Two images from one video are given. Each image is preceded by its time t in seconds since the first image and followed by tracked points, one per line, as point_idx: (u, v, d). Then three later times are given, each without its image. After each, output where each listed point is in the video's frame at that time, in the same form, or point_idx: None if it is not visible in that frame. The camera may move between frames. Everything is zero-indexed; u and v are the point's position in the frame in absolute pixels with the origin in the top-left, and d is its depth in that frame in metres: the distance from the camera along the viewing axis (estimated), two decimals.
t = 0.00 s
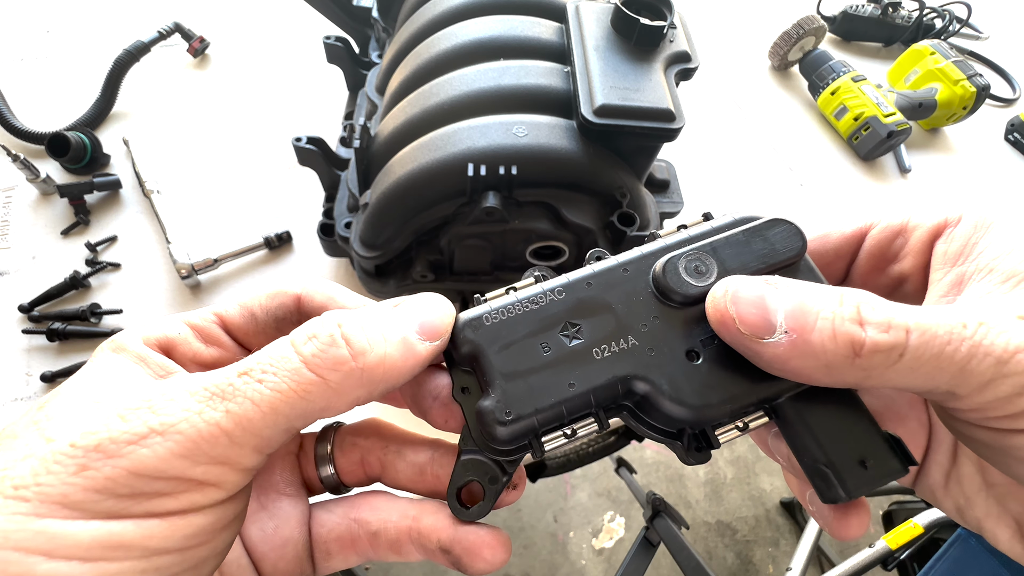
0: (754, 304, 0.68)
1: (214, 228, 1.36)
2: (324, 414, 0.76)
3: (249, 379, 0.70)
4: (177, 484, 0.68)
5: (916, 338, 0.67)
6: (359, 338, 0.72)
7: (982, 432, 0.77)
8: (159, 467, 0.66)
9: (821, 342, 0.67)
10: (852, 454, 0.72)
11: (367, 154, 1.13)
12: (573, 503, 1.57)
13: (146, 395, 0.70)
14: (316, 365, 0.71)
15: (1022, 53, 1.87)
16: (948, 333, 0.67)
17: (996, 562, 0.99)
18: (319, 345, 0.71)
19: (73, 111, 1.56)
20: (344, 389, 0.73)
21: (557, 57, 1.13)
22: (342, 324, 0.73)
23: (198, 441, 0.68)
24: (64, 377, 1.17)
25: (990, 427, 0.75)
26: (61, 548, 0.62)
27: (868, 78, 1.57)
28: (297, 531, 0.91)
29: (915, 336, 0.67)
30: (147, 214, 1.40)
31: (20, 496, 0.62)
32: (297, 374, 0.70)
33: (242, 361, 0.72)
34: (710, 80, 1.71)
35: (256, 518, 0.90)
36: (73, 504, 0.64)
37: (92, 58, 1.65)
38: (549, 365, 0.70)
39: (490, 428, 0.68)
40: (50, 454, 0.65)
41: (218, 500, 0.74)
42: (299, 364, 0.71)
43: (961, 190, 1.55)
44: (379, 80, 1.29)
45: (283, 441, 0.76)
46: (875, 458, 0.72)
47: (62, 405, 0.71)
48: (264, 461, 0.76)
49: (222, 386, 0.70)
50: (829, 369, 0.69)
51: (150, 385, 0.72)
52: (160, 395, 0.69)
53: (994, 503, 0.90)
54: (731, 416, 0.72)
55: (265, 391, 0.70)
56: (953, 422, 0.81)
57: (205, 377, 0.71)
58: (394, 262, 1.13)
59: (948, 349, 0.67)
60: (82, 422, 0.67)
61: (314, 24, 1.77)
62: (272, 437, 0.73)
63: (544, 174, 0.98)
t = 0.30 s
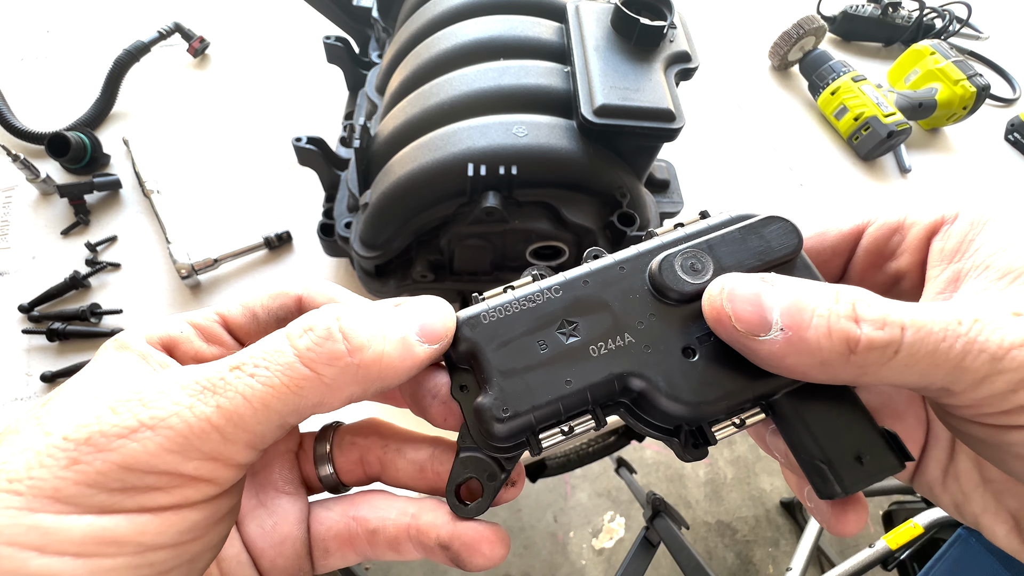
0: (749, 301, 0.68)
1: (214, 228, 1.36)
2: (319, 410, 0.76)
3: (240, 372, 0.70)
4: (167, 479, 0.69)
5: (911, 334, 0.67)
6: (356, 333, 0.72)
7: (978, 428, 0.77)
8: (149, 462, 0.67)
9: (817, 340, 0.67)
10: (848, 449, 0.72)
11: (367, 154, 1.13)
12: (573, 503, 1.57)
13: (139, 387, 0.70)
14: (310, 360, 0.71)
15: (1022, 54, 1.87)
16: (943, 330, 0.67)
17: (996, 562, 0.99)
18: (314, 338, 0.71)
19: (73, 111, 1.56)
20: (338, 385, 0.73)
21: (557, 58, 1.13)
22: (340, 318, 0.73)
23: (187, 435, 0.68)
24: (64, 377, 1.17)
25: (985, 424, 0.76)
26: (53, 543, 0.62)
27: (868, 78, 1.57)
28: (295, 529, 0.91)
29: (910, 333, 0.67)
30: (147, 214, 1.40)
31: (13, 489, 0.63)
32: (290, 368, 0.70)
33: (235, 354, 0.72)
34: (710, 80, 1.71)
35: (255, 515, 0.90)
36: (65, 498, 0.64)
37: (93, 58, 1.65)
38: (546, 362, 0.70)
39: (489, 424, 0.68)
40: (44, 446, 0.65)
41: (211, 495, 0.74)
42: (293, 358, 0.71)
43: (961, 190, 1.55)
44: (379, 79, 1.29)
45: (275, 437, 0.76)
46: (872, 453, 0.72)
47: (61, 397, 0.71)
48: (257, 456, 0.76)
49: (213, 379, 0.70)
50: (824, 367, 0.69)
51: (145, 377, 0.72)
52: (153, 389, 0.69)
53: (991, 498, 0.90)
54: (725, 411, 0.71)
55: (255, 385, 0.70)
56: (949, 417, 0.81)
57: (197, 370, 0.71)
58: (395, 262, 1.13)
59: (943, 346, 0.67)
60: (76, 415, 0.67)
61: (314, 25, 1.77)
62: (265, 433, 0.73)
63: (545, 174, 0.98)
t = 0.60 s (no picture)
0: (744, 305, 0.68)
1: (214, 228, 1.36)
2: (313, 411, 0.76)
3: (235, 372, 0.70)
4: (158, 477, 0.69)
5: (906, 337, 0.67)
6: (352, 335, 0.72)
7: (970, 430, 0.77)
8: (139, 460, 0.67)
9: (812, 343, 0.67)
10: (843, 452, 0.72)
11: (367, 154, 1.13)
12: (573, 503, 1.57)
13: (131, 385, 0.70)
14: (305, 361, 0.71)
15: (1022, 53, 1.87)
16: (937, 332, 0.68)
17: (996, 562, 0.99)
18: (310, 339, 0.71)
19: (72, 111, 1.56)
20: (333, 386, 0.73)
21: (558, 57, 1.13)
22: (336, 320, 0.73)
23: (179, 434, 0.68)
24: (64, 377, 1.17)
25: (979, 426, 0.75)
26: (44, 541, 0.63)
27: (868, 78, 1.57)
28: (291, 527, 0.91)
29: (904, 335, 0.67)
30: (147, 214, 1.40)
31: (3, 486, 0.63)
32: (284, 369, 0.70)
33: (229, 353, 0.72)
34: (710, 80, 1.71)
35: (251, 513, 0.90)
36: (55, 495, 0.64)
37: (93, 58, 1.65)
38: (541, 365, 0.70)
39: (485, 428, 0.68)
40: (36, 443, 0.65)
41: (202, 494, 0.74)
42: (287, 359, 0.71)
43: (961, 190, 1.55)
44: (379, 79, 1.29)
45: (267, 437, 0.76)
46: (867, 457, 0.71)
47: (56, 396, 0.71)
48: (248, 456, 0.76)
49: (207, 379, 0.70)
50: (819, 369, 0.69)
51: (138, 375, 0.72)
52: (145, 386, 0.69)
53: (986, 499, 0.90)
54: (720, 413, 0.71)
55: (250, 386, 0.70)
56: (942, 419, 0.81)
57: (190, 369, 0.71)
58: (395, 262, 1.13)
59: (937, 348, 0.68)
60: (67, 412, 0.68)
61: (315, 24, 1.77)
62: (257, 434, 0.73)
63: (544, 174, 0.98)
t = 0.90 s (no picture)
0: (744, 301, 0.68)
1: (214, 228, 1.36)
2: (311, 404, 0.76)
3: (233, 364, 0.70)
4: (155, 467, 0.69)
5: (904, 333, 0.67)
6: (350, 328, 0.72)
7: (968, 426, 0.77)
8: (135, 450, 0.67)
9: (810, 339, 0.68)
10: (842, 450, 0.72)
11: (367, 154, 1.13)
12: (573, 503, 1.57)
13: (130, 374, 0.70)
14: (303, 353, 0.71)
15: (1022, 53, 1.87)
16: (936, 329, 0.68)
17: (996, 562, 0.99)
18: (308, 331, 0.71)
19: (73, 111, 1.56)
20: (331, 379, 0.73)
21: (558, 57, 1.13)
22: (334, 312, 0.72)
23: (176, 424, 0.68)
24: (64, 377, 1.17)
25: (977, 422, 0.75)
26: (40, 528, 0.63)
27: (868, 78, 1.57)
28: (292, 520, 0.91)
29: (903, 331, 0.67)
30: (147, 214, 1.40)
31: None
32: (282, 362, 0.70)
33: (227, 345, 0.72)
34: (710, 80, 1.70)
35: (252, 505, 0.90)
36: (52, 483, 0.65)
37: (93, 58, 1.65)
38: (541, 360, 0.70)
39: (484, 423, 0.68)
40: (33, 431, 0.66)
41: (198, 484, 0.74)
42: (286, 351, 0.71)
43: (961, 190, 1.55)
44: (379, 79, 1.29)
45: (264, 429, 0.77)
46: (865, 454, 0.72)
47: (55, 385, 0.72)
48: (245, 447, 0.77)
49: (205, 369, 0.70)
50: (818, 366, 0.69)
51: (137, 365, 0.73)
52: (144, 376, 0.69)
53: (982, 497, 0.90)
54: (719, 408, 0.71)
55: (248, 377, 0.70)
56: (941, 416, 0.81)
57: (187, 360, 0.71)
58: (394, 262, 1.13)
59: (936, 344, 0.68)
60: (65, 400, 0.68)
61: (315, 25, 1.77)
62: (254, 425, 0.74)
63: (546, 175, 0.98)
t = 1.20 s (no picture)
0: (743, 297, 0.68)
1: (214, 228, 1.36)
2: (323, 399, 0.76)
3: (250, 357, 0.70)
4: (179, 453, 0.69)
5: (898, 328, 0.67)
6: (362, 323, 0.72)
7: (962, 419, 0.77)
8: (161, 437, 0.67)
9: (808, 334, 0.68)
10: (838, 442, 0.72)
11: (367, 154, 1.13)
12: (573, 503, 1.57)
13: (152, 366, 0.70)
14: (317, 348, 0.71)
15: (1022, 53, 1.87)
16: (929, 323, 0.68)
17: (996, 562, 0.99)
18: (321, 326, 0.71)
19: (73, 110, 1.56)
20: (344, 373, 0.73)
21: (557, 58, 1.13)
22: (347, 308, 0.73)
23: (198, 414, 0.68)
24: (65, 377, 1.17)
25: (968, 415, 0.75)
26: (74, 508, 0.63)
27: (868, 78, 1.57)
28: (304, 508, 0.91)
29: (897, 326, 0.67)
30: (147, 214, 1.40)
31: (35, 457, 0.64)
32: (297, 356, 0.70)
33: (243, 340, 0.72)
34: (710, 80, 1.70)
35: (265, 494, 0.91)
36: (84, 467, 0.65)
37: (93, 58, 1.65)
38: (546, 354, 0.70)
39: (490, 416, 0.68)
40: (65, 418, 0.66)
41: (219, 470, 0.74)
42: (300, 345, 0.71)
43: (961, 190, 1.55)
44: (379, 79, 1.29)
45: (280, 419, 0.77)
46: (862, 446, 0.72)
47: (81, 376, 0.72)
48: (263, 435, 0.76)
49: (224, 361, 0.70)
50: (816, 359, 0.69)
51: (159, 357, 0.73)
52: (165, 368, 0.70)
53: (978, 490, 0.89)
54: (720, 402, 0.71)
55: (264, 370, 0.70)
56: (933, 408, 0.81)
57: (205, 353, 0.71)
58: (395, 262, 1.13)
59: (929, 339, 0.68)
60: (94, 389, 0.68)
61: (315, 25, 1.77)
62: (271, 415, 0.74)
63: (547, 174, 0.98)
